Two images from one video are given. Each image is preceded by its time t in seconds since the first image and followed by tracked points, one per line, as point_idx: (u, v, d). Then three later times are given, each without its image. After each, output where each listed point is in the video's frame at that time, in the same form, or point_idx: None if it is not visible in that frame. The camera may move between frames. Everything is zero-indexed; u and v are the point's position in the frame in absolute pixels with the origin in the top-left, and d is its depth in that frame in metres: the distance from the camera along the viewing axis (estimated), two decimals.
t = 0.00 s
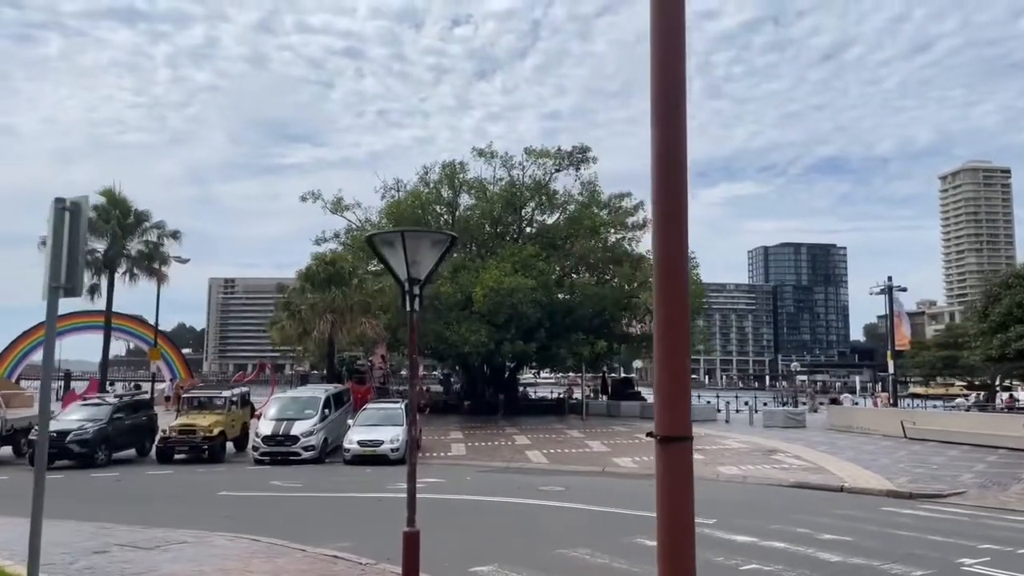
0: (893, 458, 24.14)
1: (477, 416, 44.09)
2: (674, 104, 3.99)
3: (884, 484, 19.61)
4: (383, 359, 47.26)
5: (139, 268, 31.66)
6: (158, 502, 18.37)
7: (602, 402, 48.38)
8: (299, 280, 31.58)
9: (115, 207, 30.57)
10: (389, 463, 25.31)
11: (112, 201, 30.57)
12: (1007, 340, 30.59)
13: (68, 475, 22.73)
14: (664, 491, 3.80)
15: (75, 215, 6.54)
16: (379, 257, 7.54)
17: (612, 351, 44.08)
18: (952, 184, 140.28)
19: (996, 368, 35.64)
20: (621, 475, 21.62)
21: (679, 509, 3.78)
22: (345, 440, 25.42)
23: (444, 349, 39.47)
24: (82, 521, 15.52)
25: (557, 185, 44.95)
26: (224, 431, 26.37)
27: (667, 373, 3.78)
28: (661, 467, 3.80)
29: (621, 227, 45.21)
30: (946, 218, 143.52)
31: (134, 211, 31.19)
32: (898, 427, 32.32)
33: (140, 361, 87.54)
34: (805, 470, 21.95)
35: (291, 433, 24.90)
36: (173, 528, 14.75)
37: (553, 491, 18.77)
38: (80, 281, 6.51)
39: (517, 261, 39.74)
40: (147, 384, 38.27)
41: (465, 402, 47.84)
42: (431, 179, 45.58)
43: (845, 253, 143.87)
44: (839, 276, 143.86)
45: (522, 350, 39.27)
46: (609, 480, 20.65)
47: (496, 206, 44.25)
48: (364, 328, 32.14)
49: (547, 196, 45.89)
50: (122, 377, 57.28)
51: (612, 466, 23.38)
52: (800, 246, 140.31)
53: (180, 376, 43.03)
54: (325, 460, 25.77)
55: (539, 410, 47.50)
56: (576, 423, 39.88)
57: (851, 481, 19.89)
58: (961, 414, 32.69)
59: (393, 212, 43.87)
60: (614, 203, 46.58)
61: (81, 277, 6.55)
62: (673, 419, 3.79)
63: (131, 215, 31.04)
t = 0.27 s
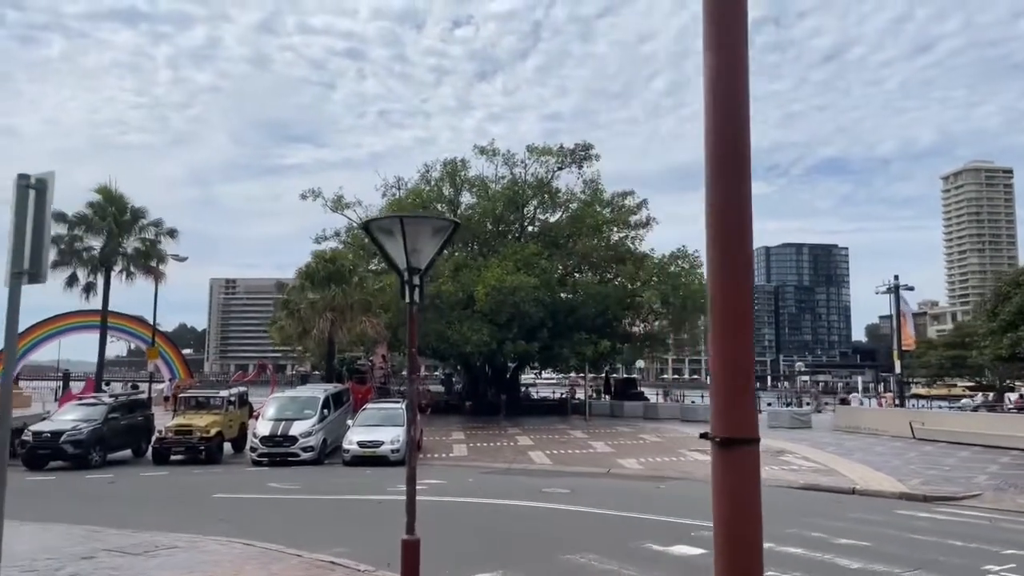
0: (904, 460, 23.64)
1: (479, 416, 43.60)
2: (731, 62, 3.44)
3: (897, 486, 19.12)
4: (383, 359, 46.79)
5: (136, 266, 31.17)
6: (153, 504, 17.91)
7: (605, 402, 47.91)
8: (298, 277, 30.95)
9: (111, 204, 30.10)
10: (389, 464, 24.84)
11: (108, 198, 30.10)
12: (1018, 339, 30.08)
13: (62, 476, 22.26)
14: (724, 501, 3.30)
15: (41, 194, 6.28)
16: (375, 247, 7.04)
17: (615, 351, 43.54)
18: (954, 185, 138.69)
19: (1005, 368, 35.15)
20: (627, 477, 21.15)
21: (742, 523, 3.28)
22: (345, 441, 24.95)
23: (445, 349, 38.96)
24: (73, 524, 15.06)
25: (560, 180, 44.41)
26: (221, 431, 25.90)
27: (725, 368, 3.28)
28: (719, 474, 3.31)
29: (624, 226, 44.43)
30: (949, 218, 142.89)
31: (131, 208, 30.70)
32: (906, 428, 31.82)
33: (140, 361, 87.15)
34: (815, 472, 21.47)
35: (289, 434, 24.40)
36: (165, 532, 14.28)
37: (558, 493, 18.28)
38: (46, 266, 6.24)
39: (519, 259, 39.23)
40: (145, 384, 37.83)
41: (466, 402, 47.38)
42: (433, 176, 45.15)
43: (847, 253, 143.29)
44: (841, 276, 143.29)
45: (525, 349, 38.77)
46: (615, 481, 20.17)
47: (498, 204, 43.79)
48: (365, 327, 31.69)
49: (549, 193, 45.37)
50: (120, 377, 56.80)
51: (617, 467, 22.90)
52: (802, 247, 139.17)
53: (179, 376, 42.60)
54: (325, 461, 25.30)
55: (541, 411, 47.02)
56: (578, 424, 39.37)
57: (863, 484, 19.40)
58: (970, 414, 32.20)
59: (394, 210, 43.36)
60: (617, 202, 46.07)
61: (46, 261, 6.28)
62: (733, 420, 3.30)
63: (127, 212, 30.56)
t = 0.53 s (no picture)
0: (911, 461, 23.22)
1: (478, 417, 43.22)
2: None
3: (906, 487, 18.69)
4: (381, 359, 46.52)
5: (129, 264, 30.71)
6: (142, 507, 17.43)
7: (604, 403, 47.49)
8: (294, 275, 30.44)
9: (103, 201, 29.65)
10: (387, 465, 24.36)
11: (100, 196, 29.65)
12: None
13: (51, 477, 21.76)
14: (814, 522, 2.25)
15: None
16: (368, 233, 6.57)
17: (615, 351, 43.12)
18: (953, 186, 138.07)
19: (1010, 368, 34.71)
20: (629, 479, 20.70)
21: (838, 553, 2.23)
22: (341, 442, 24.48)
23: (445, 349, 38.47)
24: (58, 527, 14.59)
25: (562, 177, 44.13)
26: (215, 432, 25.42)
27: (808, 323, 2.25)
28: (803, 478, 2.26)
29: (624, 224, 44.11)
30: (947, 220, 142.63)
31: (124, 205, 30.25)
32: (911, 429, 31.40)
33: (136, 361, 86.60)
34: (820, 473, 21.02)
35: (284, 434, 23.90)
36: (153, 536, 13.81)
37: (559, 494, 17.79)
38: None
39: (518, 259, 38.78)
40: (140, 384, 37.35)
41: (464, 403, 46.90)
42: (431, 175, 44.68)
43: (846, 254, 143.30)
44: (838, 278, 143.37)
45: (524, 350, 38.33)
46: (617, 483, 19.71)
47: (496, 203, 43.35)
48: (362, 326, 31.22)
49: (548, 192, 44.89)
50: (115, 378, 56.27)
51: (618, 469, 22.43)
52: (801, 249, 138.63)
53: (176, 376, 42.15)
54: (320, 462, 24.81)
55: (540, 412, 46.57)
56: (578, 425, 38.95)
57: (871, 486, 18.95)
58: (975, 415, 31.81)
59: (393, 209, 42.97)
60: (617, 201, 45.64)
61: None
62: (825, 403, 2.26)
63: (120, 209, 30.10)
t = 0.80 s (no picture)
0: (910, 463, 22.82)
1: (469, 419, 42.63)
2: None
3: (907, 490, 18.27)
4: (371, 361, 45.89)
5: (112, 263, 30.04)
6: (121, 512, 16.82)
7: (597, 405, 46.99)
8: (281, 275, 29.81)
9: (85, 198, 28.98)
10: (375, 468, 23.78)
11: (82, 193, 28.98)
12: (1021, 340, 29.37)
13: (28, 481, 21.08)
14: (1000, 520, 1.88)
15: None
16: (351, 215, 6.05)
17: (608, 352, 42.65)
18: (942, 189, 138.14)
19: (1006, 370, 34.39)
20: (624, 482, 20.21)
21: None
22: (328, 444, 23.89)
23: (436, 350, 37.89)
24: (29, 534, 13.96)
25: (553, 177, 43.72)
26: (199, 434, 24.78)
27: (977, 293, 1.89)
28: (974, 474, 1.91)
29: (617, 224, 43.68)
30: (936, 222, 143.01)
31: (107, 203, 29.58)
32: (908, 431, 31.04)
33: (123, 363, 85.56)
34: (819, 476, 20.58)
35: (270, 437, 23.29)
36: (130, 543, 13.22)
37: (552, 498, 17.26)
38: None
39: (510, 258, 38.23)
40: (124, 385, 36.61)
41: (455, 405, 46.30)
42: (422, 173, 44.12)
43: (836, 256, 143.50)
44: (828, 280, 143.49)
45: (516, 350, 37.78)
46: (612, 486, 19.22)
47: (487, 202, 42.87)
48: (351, 325, 30.62)
49: (540, 191, 44.36)
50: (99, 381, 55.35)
51: (613, 471, 21.93)
52: (790, 251, 138.78)
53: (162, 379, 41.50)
54: (308, 465, 24.22)
55: (532, 413, 46.02)
56: (571, 427, 38.41)
57: (872, 488, 18.52)
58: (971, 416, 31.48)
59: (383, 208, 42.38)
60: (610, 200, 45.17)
61: None
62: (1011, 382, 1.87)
63: (103, 207, 29.43)
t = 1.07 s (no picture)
0: (913, 464, 22.38)
1: (462, 420, 42.10)
2: None
3: (913, 492, 17.82)
4: (363, 360, 45.31)
5: (97, 260, 29.40)
6: (101, 515, 16.21)
7: (591, 405, 46.55)
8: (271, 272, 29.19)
9: (70, 194, 28.35)
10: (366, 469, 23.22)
11: (67, 188, 28.35)
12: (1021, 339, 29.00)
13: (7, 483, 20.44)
14: None
15: None
16: (336, 193, 5.54)
17: (603, 352, 42.21)
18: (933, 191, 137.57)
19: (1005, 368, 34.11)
20: (621, 484, 19.70)
21: None
22: (318, 445, 23.31)
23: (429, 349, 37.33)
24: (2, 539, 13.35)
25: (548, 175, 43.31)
26: (185, 435, 24.16)
27: None
28: None
29: (612, 222, 43.24)
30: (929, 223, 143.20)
31: (92, 198, 28.95)
32: (907, 431, 30.64)
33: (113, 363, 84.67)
34: (821, 477, 20.12)
35: (258, 438, 22.69)
36: (108, 549, 12.62)
37: (548, 500, 16.73)
38: None
39: (504, 256, 37.69)
40: (110, 384, 35.91)
41: (449, 405, 45.76)
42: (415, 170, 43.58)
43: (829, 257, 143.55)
44: (822, 281, 143.53)
45: (509, 350, 37.27)
46: (609, 488, 18.69)
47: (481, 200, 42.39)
48: (341, 324, 30.05)
49: (535, 190, 43.91)
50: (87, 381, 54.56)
51: (610, 473, 21.41)
52: (783, 253, 138.53)
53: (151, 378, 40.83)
54: (297, 467, 23.62)
55: (525, 414, 45.50)
56: (565, 427, 37.91)
57: (876, 490, 18.05)
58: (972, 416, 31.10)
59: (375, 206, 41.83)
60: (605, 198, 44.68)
61: None
62: None
63: (88, 202, 28.80)
